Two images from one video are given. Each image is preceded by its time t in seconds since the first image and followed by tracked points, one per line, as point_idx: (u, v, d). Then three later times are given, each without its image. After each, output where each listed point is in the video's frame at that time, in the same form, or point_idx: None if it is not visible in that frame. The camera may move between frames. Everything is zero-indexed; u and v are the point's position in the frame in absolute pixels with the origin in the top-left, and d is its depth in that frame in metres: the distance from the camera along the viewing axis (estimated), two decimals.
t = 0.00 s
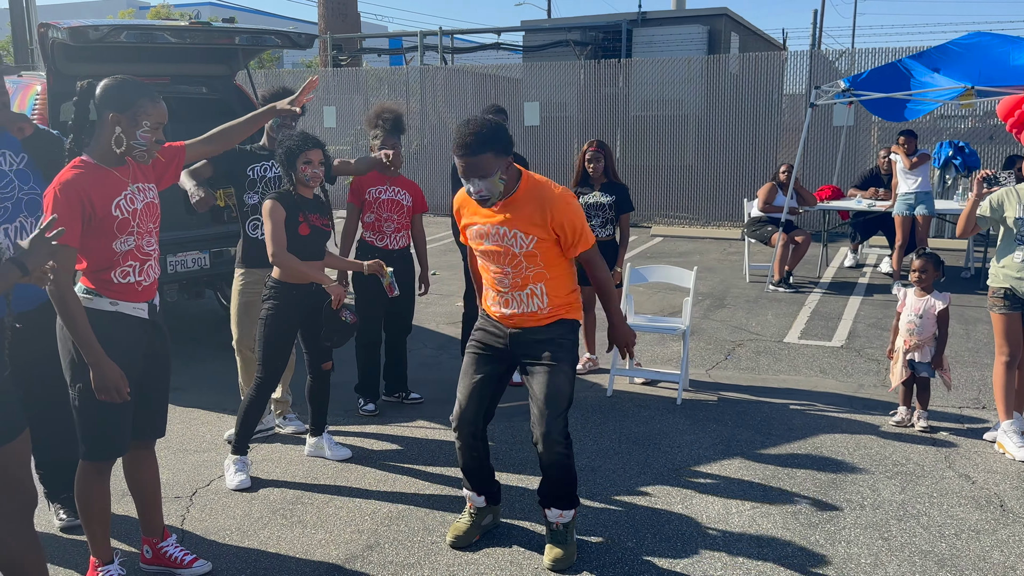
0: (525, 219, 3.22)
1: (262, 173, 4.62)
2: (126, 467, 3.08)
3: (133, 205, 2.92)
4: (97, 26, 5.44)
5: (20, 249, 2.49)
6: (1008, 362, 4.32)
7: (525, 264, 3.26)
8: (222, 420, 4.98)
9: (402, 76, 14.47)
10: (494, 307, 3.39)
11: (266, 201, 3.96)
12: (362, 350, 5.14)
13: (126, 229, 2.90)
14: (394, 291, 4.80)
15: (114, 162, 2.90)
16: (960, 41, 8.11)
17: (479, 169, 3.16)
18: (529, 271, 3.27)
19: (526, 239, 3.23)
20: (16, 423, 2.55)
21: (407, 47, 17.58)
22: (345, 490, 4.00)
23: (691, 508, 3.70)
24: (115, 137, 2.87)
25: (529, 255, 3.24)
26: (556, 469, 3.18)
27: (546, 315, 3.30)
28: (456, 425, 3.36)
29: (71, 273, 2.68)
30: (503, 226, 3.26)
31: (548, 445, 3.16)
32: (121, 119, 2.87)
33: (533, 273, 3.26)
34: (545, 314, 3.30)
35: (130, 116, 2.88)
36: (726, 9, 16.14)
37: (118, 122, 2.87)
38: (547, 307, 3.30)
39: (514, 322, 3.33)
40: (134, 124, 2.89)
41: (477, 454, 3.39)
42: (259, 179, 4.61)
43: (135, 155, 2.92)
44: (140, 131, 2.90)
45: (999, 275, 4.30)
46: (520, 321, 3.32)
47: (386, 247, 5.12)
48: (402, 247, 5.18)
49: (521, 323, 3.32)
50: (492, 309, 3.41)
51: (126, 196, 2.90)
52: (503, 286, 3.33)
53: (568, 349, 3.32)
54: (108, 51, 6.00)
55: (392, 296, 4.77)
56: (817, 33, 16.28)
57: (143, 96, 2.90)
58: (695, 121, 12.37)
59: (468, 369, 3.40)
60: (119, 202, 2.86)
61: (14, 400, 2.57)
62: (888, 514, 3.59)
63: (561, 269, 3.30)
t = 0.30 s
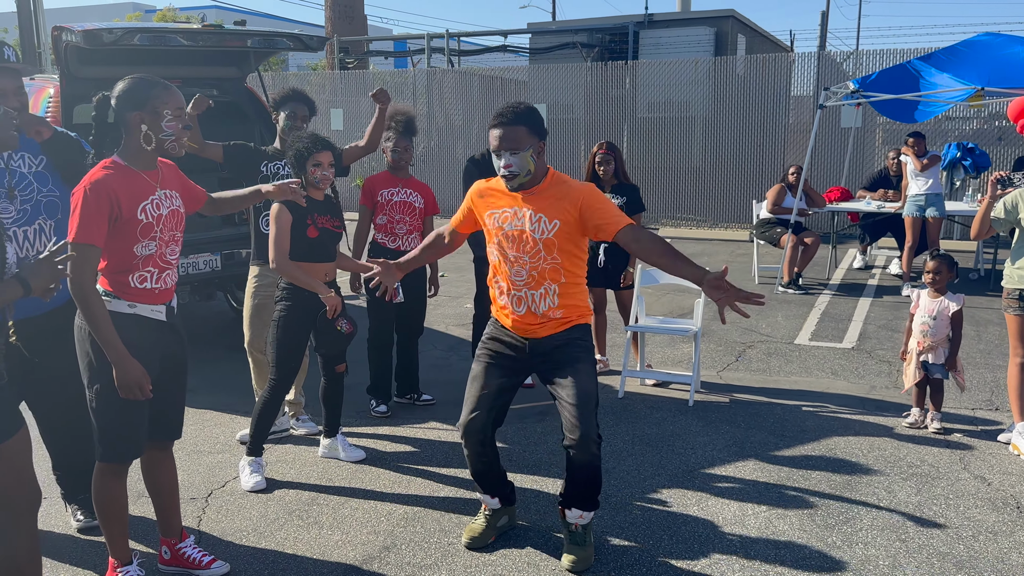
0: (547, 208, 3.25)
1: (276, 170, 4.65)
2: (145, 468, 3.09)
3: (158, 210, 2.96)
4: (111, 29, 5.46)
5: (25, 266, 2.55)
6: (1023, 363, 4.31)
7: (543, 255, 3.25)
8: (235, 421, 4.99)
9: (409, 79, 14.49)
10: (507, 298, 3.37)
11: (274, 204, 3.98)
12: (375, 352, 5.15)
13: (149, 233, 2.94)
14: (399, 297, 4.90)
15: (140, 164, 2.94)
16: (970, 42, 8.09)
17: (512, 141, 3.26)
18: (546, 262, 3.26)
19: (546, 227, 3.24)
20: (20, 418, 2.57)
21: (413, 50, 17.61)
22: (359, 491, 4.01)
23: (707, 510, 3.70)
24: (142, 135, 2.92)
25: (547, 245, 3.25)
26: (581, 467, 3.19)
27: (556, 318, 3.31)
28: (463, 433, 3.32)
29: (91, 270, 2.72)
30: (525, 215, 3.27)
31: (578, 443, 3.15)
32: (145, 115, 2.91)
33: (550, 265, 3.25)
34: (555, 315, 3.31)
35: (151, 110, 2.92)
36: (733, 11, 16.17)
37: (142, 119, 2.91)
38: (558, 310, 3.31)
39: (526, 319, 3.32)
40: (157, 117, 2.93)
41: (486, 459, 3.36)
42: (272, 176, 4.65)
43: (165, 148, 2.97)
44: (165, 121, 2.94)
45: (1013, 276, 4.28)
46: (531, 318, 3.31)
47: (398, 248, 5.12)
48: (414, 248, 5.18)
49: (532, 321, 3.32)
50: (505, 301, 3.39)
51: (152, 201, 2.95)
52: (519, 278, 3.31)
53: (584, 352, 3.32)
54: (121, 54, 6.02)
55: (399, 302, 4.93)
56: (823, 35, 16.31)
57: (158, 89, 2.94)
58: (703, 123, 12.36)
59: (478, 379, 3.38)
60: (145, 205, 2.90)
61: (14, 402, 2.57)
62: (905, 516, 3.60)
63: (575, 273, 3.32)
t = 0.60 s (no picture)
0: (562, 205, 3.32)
1: (282, 173, 4.65)
2: (155, 472, 3.10)
3: (177, 214, 3.01)
4: (117, 34, 5.48)
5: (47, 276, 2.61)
6: None
7: (552, 249, 3.30)
8: (241, 425, 4.99)
9: (411, 83, 14.50)
10: (513, 288, 3.39)
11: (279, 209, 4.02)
12: (380, 356, 5.15)
13: (167, 237, 2.97)
14: (400, 301, 4.91)
15: (162, 169, 3.01)
16: (975, 45, 8.08)
17: (531, 164, 3.26)
18: (555, 255, 3.30)
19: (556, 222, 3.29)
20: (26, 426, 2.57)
21: (415, 54, 17.62)
22: (366, 495, 4.02)
23: (714, 514, 3.71)
24: (164, 139, 2.98)
25: (556, 240, 3.29)
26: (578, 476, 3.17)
27: (559, 312, 3.31)
28: (466, 438, 3.33)
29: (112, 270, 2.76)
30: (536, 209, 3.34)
31: (572, 454, 3.13)
32: (166, 120, 2.97)
33: (559, 259, 3.29)
34: (560, 310, 3.31)
35: (170, 115, 2.97)
36: (734, 15, 16.21)
37: (163, 123, 2.97)
38: (564, 306, 3.31)
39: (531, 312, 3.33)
40: (177, 120, 2.99)
41: (488, 465, 3.37)
42: (277, 179, 4.64)
43: (188, 150, 3.04)
44: (185, 123, 3.00)
45: (1019, 280, 4.29)
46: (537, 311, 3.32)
47: (403, 252, 5.12)
48: (418, 252, 5.19)
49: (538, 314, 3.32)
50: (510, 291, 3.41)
51: (172, 205, 2.99)
52: (527, 271, 3.35)
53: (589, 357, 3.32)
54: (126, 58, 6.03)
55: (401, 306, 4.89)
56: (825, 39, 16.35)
57: (173, 93, 3.00)
58: (705, 127, 12.37)
59: (477, 383, 3.37)
60: (165, 208, 2.94)
61: (19, 408, 2.57)
62: (913, 520, 3.60)
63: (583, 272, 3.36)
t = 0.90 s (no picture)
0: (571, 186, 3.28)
1: (279, 175, 4.61)
2: (156, 476, 3.09)
3: (185, 216, 3.03)
4: (115, 36, 5.49)
5: (71, 283, 2.58)
6: None
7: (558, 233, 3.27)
8: (239, 428, 4.98)
9: (410, 85, 14.50)
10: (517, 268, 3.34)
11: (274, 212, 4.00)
12: (378, 359, 5.15)
13: (175, 238, 2.99)
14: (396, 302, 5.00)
15: (167, 171, 3.02)
16: (972, 47, 8.11)
17: (547, 140, 3.25)
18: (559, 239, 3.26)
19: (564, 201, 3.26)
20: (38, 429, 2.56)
21: (413, 57, 17.63)
22: (365, 498, 4.01)
23: (714, 516, 3.71)
24: (167, 141, 2.98)
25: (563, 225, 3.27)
26: (572, 476, 3.20)
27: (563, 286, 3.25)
28: (477, 432, 3.35)
29: (129, 270, 2.77)
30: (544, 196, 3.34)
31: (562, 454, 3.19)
32: (170, 122, 2.98)
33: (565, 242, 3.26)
34: (561, 288, 3.25)
35: (174, 117, 2.98)
36: (732, 18, 16.24)
37: (167, 126, 2.98)
38: (564, 283, 3.26)
39: (531, 285, 3.29)
40: (181, 122, 2.99)
41: (498, 462, 3.38)
42: (276, 181, 4.60)
43: (192, 150, 3.04)
44: (190, 125, 3.01)
45: (1018, 282, 4.30)
46: (537, 284, 3.28)
47: (401, 255, 5.12)
48: (417, 255, 5.20)
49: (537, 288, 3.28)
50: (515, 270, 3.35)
51: (180, 207, 3.01)
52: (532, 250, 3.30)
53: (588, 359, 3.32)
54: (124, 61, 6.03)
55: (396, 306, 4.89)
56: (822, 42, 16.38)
57: (177, 95, 3.00)
58: (703, 130, 12.39)
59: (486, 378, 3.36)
60: (175, 210, 2.97)
61: (30, 406, 2.55)
62: (913, 522, 3.61)
63: (589, 253, 3.31)
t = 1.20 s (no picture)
0: (574, 181, 3.21)
1: (274, 177, 4.59)
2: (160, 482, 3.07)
3: (194, 215, 3.05)
4: (109, 39, 5.47)
5: (80, 275, 2.62)
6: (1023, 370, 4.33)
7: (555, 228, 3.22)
8: (234, 432, 4.96)
9: (405, 87, 14.48)
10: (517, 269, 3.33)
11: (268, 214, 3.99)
12: (374, 362, 5.13)
13: (184, 237, 3.00)
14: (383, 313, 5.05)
15: (173, 173, 3.04)
16: (968, 49, 8.13)
17: (550, 108, 3.24)
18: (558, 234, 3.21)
19: (564, 200, 3.20)
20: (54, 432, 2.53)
21: (409, 59, 17.61)
22: (361, 502, 4.00)
23: (710, 519, 3.70)
24: (172, 144, 3.00)
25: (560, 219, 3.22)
26: (569, 468, 3.24)
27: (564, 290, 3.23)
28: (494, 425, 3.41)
29: (139, 268, 2.79)
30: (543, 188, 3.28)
31: (564, 441, 3.21)
32: (173, 125, 2.99)
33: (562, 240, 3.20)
34: (563, 290, 3.23)
35: (178, 120, 2.99)
36: (727, 19, 16.25)
37: (171, 129, 2.99)
38: (567, 284, 3.23)
39: (533, 290, 3.26)
40: (184, 125, 3.01)
41: (507, 455, 3.42)
42: (272, 183, 4.58)
43: (196, 152, 3.05)
44: (193, 127, 3.02)
45: (1014, 283, 4.30)
46: (539, 288, 3.25)
47: (399, 258, 5.11)
48: (414, 258, 5.18)
49: (539, 292, 3.26)
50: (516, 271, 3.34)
51: (188, 206, 3.03)
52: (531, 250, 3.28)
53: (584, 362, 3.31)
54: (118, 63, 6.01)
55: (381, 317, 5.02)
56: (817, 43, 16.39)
57: (178, 98, 3.01)
58: (698, 131, 12.40)
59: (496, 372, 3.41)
60: (184, 208, 2.98)
61: (51, 409, 2.53)
62: (910, 524, 3.60)
63: (591, 250, 3.25)
